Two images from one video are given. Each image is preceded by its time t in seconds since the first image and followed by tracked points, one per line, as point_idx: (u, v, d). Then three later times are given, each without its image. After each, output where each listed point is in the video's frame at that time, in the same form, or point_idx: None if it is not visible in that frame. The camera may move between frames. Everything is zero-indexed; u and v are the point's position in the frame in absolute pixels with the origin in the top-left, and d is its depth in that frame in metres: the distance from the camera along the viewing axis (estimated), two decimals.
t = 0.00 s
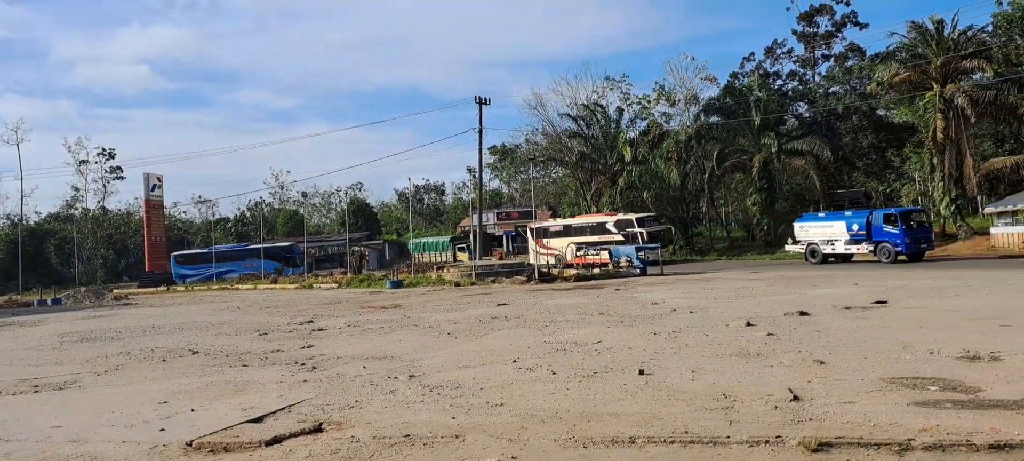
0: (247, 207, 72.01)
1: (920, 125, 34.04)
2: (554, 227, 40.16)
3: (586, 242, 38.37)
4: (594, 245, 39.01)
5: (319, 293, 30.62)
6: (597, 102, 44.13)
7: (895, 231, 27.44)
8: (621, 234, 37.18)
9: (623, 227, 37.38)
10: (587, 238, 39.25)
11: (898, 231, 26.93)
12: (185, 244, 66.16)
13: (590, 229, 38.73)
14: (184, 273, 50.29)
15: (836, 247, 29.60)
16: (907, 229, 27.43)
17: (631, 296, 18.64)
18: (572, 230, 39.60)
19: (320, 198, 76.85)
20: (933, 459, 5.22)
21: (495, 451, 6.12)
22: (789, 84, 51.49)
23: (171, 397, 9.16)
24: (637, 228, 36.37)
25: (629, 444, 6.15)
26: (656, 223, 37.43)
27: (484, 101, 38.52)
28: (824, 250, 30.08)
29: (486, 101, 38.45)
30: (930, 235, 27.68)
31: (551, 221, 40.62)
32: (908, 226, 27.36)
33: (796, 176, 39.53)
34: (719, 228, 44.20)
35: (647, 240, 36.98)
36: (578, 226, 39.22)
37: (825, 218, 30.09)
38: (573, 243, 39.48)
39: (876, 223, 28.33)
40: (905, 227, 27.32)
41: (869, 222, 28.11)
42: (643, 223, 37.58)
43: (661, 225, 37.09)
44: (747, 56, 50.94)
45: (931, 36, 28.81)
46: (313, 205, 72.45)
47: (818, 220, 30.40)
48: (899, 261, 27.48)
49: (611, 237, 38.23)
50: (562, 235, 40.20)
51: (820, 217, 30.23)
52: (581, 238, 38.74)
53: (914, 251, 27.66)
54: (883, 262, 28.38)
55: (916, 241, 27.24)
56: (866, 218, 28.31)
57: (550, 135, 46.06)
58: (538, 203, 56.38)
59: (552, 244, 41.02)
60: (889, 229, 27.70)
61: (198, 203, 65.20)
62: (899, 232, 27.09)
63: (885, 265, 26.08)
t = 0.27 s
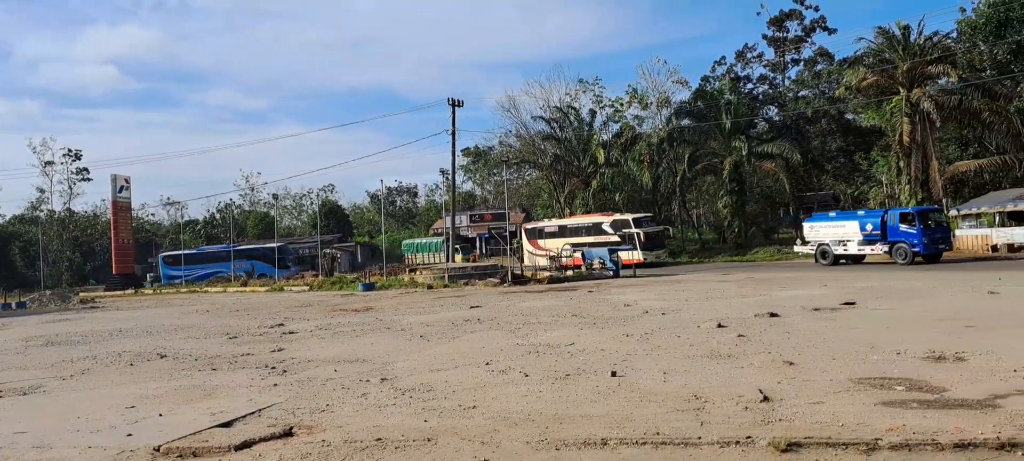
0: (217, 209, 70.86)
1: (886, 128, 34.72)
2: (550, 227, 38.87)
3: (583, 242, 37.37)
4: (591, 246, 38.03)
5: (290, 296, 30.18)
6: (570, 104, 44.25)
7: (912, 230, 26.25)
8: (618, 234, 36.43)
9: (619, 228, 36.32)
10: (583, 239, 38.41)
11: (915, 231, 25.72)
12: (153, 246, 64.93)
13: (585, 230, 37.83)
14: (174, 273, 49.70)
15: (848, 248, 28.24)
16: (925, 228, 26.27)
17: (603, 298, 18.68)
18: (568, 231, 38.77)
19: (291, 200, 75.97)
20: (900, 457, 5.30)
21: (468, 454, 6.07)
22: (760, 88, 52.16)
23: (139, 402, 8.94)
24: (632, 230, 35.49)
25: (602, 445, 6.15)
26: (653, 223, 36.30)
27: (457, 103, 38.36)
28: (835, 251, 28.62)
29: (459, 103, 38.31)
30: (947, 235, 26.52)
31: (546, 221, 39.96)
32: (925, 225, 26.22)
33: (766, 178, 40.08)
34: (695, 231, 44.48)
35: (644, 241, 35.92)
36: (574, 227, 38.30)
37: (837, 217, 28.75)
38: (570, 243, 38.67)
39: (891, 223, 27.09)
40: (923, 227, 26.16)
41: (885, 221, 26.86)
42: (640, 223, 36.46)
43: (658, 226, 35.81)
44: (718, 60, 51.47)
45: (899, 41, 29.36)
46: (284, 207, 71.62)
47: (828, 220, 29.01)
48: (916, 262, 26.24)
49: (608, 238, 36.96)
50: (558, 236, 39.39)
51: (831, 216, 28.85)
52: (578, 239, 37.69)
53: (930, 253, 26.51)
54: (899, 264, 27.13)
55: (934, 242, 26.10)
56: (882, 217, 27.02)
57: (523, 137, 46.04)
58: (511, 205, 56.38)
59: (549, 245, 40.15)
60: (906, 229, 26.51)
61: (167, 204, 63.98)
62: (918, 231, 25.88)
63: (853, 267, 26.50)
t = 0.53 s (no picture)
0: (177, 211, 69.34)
1: (845, 132, 35.59)
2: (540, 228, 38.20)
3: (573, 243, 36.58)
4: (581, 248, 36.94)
5: (251, 300, 29.58)
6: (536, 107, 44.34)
7: (923, 230, 24.92)
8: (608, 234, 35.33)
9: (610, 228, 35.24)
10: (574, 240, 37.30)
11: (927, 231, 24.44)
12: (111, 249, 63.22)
13: (575, 231, 36.70)
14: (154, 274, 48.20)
15: (855, 249, 26.79)
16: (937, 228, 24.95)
17: (568, 300, 18.73)
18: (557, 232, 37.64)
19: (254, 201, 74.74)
20: (859, 456, 5.40)
21: (433, 458, 6.00)
22: (722, 92, 52.94)
23: (95, 407, 8.66)
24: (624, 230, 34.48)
25: (566, 447, 6.14)
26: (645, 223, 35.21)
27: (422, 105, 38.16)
28: (841, 252, 27.17)
29: (425, 105, 38.07)
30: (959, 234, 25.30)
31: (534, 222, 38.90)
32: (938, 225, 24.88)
33: (729, 181, 40.68)
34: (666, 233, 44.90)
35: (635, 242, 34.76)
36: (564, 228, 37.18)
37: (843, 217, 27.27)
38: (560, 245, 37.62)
39: (900, 222, 25.72)
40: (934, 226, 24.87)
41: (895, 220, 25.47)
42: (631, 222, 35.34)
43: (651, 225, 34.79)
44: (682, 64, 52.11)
45: (857, 47, 30.01)
46: (246, 209, 70.44)
47: (832, 219, 27.48)
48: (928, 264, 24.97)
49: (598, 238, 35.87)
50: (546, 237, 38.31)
51: (835, 216, 27.40)
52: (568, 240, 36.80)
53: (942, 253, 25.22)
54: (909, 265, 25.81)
55: (946, 242, 24.81)
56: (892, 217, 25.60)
57: (489, 139, 45.93)
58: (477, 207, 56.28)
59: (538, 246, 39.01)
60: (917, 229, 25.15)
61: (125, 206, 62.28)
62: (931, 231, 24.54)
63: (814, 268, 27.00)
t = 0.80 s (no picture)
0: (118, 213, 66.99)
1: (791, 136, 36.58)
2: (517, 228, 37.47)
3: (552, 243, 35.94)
4: (560, 248, 36.23)
5: (197, 304, 28.73)
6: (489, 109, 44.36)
7: (922, 229, 24.10)
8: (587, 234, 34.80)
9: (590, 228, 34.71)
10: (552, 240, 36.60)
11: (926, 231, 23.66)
12: (49, 252, 60.79)
13: (554, 231, 35.97)
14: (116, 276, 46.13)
15: (850, 249, 26.01)
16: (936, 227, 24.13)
17: (521, 303, 18.73)
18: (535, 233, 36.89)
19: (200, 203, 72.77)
20: (805, 453, 5.51)
21: None
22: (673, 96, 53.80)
23: (31, 416, 8.26)
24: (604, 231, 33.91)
25: (518, 450, 6.11)
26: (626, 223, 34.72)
27: (374, 106, 37.73)
28: (835, 253, 26.40)
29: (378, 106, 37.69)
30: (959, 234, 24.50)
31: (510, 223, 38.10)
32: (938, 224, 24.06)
33: (679, 184, 41.35)
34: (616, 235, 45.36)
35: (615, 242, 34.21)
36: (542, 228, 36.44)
37: (838, 216, 26.50)
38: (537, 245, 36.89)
39: (898, 221, 24.92)
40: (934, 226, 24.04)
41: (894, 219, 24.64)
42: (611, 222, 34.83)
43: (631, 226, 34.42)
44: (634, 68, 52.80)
45: (802, 53, 30.87)
46: (192, 211, 68.54)
47: (826, 219, 26.78)
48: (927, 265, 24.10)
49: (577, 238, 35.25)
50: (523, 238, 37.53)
51: (829, 216, 26.65)
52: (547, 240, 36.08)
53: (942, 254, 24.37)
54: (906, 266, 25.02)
55: (946, 242, 23.99)
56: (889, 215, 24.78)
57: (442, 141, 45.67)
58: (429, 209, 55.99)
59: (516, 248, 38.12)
60: (917, 227, 24.31)
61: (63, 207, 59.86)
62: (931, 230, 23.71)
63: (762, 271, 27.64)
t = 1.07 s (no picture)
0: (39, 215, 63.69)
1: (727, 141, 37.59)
2: (483, 229, 36.19)
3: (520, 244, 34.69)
4: (530, 250, 34.90)
5: (124, 309, 27.48)
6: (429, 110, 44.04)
7: (912, 228, 23.40)
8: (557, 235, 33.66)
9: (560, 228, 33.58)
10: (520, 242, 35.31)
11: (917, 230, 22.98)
12: None
13: (523, 231, 34.67)
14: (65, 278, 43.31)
15: (835, 249, 25.21)
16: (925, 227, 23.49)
17: (463, 306, 18.61)
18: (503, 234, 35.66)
19: (129, 205, 69.90)
20: (740, 451, 5.63)
21: None
22: (613, 100, 54.52)
23: None
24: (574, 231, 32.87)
25: (458, 453, 6.04)
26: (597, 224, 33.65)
27: (313, 106, 36.98)
28: (819, 253, 25.59)
29: (316, 106, 36.95)
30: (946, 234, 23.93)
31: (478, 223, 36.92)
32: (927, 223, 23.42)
33: (619, 188, 41.91)
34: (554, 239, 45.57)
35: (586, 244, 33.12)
36: (510, 229, 35.21)
37: (821, 216, 25.75)
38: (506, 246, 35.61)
39: (885, 220, 24.23)
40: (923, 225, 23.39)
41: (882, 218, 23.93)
42: (584, 223, 33.73)
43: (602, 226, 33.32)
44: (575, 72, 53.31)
45: (738, 60, 31.79)
46: (121, 213, 65.78)
47: (809, 218, 25.99)
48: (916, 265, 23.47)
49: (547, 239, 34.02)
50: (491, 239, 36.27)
51: (812, 215, 25.89)
52: (514, 241, 34.83)
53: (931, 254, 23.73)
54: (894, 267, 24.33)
55: (935, 241, 23.36)
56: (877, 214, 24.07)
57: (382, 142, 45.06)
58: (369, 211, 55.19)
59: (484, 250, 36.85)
60: (905, 226, 23.65)
61: None
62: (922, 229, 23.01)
63: (699, 272, 28.24)
